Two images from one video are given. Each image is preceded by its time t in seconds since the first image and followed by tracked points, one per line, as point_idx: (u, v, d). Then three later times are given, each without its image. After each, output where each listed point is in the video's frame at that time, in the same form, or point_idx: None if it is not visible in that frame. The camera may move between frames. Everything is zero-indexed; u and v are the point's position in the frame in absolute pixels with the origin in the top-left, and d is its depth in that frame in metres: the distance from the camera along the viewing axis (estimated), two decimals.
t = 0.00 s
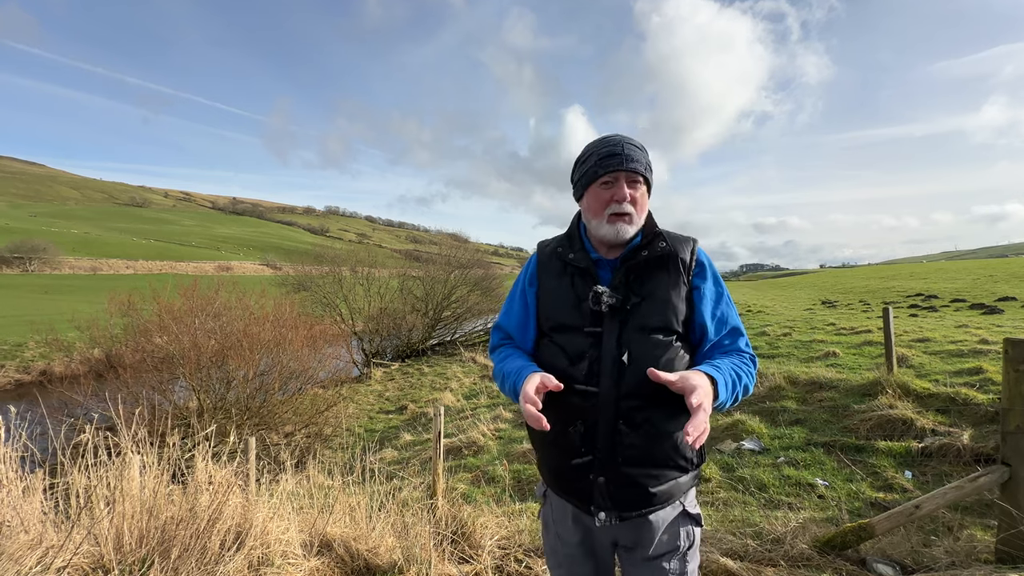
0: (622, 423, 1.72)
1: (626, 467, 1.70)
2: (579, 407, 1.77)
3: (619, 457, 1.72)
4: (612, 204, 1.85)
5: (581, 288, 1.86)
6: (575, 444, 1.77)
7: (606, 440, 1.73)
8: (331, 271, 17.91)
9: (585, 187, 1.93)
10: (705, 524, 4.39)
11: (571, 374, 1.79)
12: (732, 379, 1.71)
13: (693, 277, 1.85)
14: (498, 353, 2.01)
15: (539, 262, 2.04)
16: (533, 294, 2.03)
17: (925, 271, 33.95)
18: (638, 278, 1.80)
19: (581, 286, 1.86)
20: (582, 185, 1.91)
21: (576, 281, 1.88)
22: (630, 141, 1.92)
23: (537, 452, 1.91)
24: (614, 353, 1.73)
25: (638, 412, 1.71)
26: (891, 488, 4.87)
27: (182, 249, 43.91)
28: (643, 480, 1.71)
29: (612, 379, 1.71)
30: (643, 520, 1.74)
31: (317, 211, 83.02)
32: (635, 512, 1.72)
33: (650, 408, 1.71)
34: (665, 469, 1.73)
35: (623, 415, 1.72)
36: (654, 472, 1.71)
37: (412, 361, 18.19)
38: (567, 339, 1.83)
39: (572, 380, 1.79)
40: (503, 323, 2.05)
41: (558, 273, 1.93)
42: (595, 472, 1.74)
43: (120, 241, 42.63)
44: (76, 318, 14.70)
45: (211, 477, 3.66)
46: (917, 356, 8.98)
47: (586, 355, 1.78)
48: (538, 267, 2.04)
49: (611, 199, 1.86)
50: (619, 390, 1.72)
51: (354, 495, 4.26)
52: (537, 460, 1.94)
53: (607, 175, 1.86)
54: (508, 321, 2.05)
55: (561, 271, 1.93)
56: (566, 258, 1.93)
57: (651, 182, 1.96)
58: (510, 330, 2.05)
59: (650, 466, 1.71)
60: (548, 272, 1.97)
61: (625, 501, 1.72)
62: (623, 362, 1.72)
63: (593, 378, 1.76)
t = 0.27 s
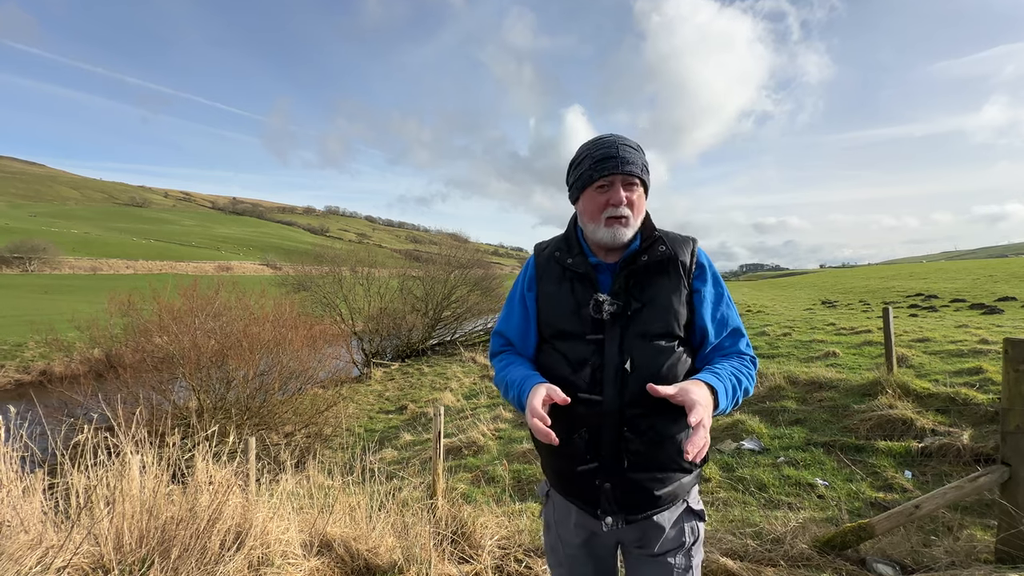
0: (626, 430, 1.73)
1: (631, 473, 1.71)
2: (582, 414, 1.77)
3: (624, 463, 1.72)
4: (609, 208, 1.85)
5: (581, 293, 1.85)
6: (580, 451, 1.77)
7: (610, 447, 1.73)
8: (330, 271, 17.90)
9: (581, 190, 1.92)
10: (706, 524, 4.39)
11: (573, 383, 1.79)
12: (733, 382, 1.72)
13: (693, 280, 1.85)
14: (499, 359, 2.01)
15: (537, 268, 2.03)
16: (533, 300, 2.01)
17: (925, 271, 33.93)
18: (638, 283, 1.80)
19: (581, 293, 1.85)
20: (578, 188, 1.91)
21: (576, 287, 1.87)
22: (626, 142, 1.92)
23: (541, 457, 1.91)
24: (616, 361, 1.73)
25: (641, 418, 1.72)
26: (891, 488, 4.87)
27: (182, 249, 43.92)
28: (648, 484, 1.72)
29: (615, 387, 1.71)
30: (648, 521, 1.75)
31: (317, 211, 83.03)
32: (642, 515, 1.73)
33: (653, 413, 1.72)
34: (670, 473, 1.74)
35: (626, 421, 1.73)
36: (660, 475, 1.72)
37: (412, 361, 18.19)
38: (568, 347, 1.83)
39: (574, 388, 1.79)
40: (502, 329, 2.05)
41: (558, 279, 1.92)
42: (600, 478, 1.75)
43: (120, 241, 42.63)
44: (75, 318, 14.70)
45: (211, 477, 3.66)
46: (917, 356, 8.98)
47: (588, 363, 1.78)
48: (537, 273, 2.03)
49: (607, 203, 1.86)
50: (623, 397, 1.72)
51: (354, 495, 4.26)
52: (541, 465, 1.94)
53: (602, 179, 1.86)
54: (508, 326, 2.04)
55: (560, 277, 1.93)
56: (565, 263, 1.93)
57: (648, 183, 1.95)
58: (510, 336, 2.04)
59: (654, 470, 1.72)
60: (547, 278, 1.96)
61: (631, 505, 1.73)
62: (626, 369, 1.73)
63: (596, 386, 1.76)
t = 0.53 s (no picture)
0: (627, 430, 1.73)
1: (632, 474, 1.71)
2: (583, 415, 1.77)
3: (625, 463, 1.72)
4: (606, 207, 1.85)
5: (581, 293, 1.85)
6: (580, 452, 1.77)
7: (611, 448, 1.73)
8: (330, 271, 17.90)
9: (579, 189, 1.92)
10: (706, 524, 4.38)
11: (573, 383, 1.79)
12: (735, 380, 1.72)
13: (693, 279, 1.85)
14: (499, 361, 2.00)
15: (536, 268, 2.02)
16: (533, 301, 2.01)
17: (925, 271, 33.93)
18: (638, 282, 1.80)
19: (581, 292, 1.85)
20: (576, 187, 1.91)
21: (576, 287, 1.87)
22: (624, 141, 1.92)
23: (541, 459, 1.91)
24: (616, 361, 1.73)
25: (642, 418, 1.72)
26: (891, 488, 4.87)
27: (182, 249, 43.92)
28: (650, 485, 1.72)
29: (615, 387, 1.71)
30: (649, 523, 1.75)
31: (317, 211, 83.02)
32: (643, 517, 1.73)
33: (653, 414, 1.72)
34: (670, 473, 1.74)
35: (627, 422, 1.73)
36: (661, 477, 1.72)
37: (412, 361, 18.18)
38: (568, 347, 1.83)
39: (575, 388, 1.79)
40: (502, 330, 2.05)
41: (557, 279, 1.92)
42: (601, 479, 1.75)
43: (120, 241, 42.63)
44: (75, 318, 14.69)
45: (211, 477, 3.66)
46: (917, 356, 8.98)
47: (588, 363, 1.78)
48: (536, 274, 2.03)
49: (605, 202, 1.86)
50: (623, 397, 1.72)
51: (354, 495, 4.26)
52: (541, 467, 1.94)
53: (600, 178, 1.86)
54: (507, 327, 2.04)
55: (559, 277, 1.92)
56: (564, 263, 1.93)
57: (646, 182, 1.95)
58: (510, 337, 2.04)
59: (655, 471, 1.72)
60: (546, 278, 1.96)
61: (632, 507, 1.73)
62: (626, 369, 1.73)
63: (596, 385, 1.76)
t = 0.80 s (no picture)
0: (622, 425, 1.72)
1: (626, 470, 1.70)
2: (578, 408, 1.77)
3: (619, 459, 1.72)
4: (604, 203, 1.85)
5: (578, 287, 1.86)
6: (576, 446, 1.77)
7: (606, 442, 1.72)
8: (330, 271, 17.90)
9: (579, 186, 1.93)
10: (705, 523, 4.38)
11: (569, 376, 1.80)
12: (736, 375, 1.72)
13: (691, 275, 1.85)
14: (496, 354, 2.02)
15: (536, 264, 2.04)
16: (531, 296, 2.02)
17: (925, 271, 33.92)
18: (636, 276, 1.81)
19: (578, 286, 1.86)
20: (576, 183, 1.92)
21: (573, 281, 1.89)
22: (623, 139, 1.93)
23: (536, 456, 1.91)
24: (612, 354, 1.74)
25: (637, 412, 1.72)
26: (891, 488, 4.87)
27: (182, 249, 43.91)
28: (644, 483, 1.70)
29: (611, 380, 1.71)
30: (643, 524, 1.73)
31: (317, 211, 83.03)
32: (636, 515, 1.71)
33: (649, 408, 1.71)
34: (665, 471, 1.72)
35: (622, 416, 1.72)
36: (656, 474, 1.71)
37: (412, 361, 18.19)
38: (565, 340, 1.84)
39: (570, 381, 1.80)
40: (500, 324, 2.07)
41: (556, 273, 1.94)
42: (595, 475, 1.74)
43: (120, 241, 42.62)
44: (75, 318, 14.68)
45: (211, 477, 3.66)
46: (917, 356, 8.98)
47: (584, 356, 1.78)
48: (535, 269, 2.04)
49: (604, 198, 1.86)
50: (619, 390, 1.72)
51: (354, 495, 4.26)
52: (537, 464, 1.93)
53: (599, 174, 1.87)
54: (504, 322, 2.06)
55: (558, 271, 1.94)
56: (563, 258, 1.94)
57: (646, 180, 1.96)
58: (507, 332, 2.05)
59: (650, 469, 1.71)
60: (545, 272, 1.97)
61: (625, 504, 1.71)
62: (621, 362, 1.73)
63: (592, 379, 1.76)
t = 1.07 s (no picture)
0: (614, 428, 1.72)
1: (616, 474, 1.70)
2: (571, 410, 1.77)
3: (609, 462, 1.72)
4: (600, 206, 1.86)
5: (574, 289, 1.87)
6: (567, 449, 1.77)
7: (597, 445, 1.73)
8: (330, 271, 17.90)
9: (577, 189, 1.94)
10: (705, 523, 4.38)
11: (562, 377, 1.80)
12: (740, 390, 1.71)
13: (688, 281, 1.84)
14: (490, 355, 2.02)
15: (533, 264, 2.05)
16: (527, 297, 2.03)
17: (925, 271, 33.93)
18: (632, 279, 1.81)
19: (574, 288, 1.87)
20: (573, 185, 1.93)
21: (569, 282, 1.89)
22: (622, 142, 1.92)
23: (528, 458, 1.91)
24: (605, 356, 1.74)
25: (630, 417, 1.71)
26: (891, 488, 4.87)
27: (182, 249, 43.90)
28: (633, 488, 1.70)
29: (604, 383, 1.72)
30: (631, 530, 1.73)
31: (317, 211, 83.04)
32: (624, 520, 1.71)
33: (641, 413, 1.72)
34: (655, 478, 1.72)
35: (614, 420, 1.72)
36: (646, 480, 1.71)
37: (412, 361, 18.19)
38: (559, 342, 1.84)
39: (563, 383, 1.80)
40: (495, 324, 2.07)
41: (553, 274, 1.95)
42: (584, 478, 1.74)
43: (120, 241, 42.62)
44: (75, 318, 14.68)
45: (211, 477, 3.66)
46: (917, 356, 8.98)
47: (577, 358, 1.79)
48: (532, 270, 2.05)
49: (600, 202, 1.87)
50: (611, 393, 1.72)
51: (354, 495, 4.26)
52: (528, 466, 1.94)
53: (596, 177, 1.88)
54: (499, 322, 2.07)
55: (555, 272, 1.95)
56: (561, 260, 1.95)
57: (645, 184, 1.95)
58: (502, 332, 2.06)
59: (640, 474, 1.71)
60: (541, 273, 1.98)
61: (614, 508, 1.71)
62: (615, 365, 1.73)
63: (585, 381, 1.76)
